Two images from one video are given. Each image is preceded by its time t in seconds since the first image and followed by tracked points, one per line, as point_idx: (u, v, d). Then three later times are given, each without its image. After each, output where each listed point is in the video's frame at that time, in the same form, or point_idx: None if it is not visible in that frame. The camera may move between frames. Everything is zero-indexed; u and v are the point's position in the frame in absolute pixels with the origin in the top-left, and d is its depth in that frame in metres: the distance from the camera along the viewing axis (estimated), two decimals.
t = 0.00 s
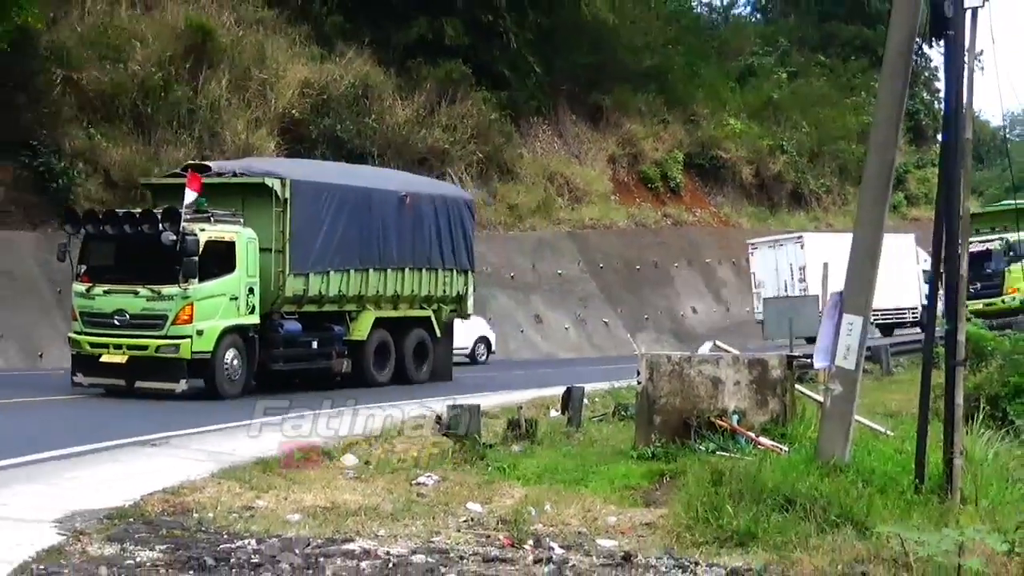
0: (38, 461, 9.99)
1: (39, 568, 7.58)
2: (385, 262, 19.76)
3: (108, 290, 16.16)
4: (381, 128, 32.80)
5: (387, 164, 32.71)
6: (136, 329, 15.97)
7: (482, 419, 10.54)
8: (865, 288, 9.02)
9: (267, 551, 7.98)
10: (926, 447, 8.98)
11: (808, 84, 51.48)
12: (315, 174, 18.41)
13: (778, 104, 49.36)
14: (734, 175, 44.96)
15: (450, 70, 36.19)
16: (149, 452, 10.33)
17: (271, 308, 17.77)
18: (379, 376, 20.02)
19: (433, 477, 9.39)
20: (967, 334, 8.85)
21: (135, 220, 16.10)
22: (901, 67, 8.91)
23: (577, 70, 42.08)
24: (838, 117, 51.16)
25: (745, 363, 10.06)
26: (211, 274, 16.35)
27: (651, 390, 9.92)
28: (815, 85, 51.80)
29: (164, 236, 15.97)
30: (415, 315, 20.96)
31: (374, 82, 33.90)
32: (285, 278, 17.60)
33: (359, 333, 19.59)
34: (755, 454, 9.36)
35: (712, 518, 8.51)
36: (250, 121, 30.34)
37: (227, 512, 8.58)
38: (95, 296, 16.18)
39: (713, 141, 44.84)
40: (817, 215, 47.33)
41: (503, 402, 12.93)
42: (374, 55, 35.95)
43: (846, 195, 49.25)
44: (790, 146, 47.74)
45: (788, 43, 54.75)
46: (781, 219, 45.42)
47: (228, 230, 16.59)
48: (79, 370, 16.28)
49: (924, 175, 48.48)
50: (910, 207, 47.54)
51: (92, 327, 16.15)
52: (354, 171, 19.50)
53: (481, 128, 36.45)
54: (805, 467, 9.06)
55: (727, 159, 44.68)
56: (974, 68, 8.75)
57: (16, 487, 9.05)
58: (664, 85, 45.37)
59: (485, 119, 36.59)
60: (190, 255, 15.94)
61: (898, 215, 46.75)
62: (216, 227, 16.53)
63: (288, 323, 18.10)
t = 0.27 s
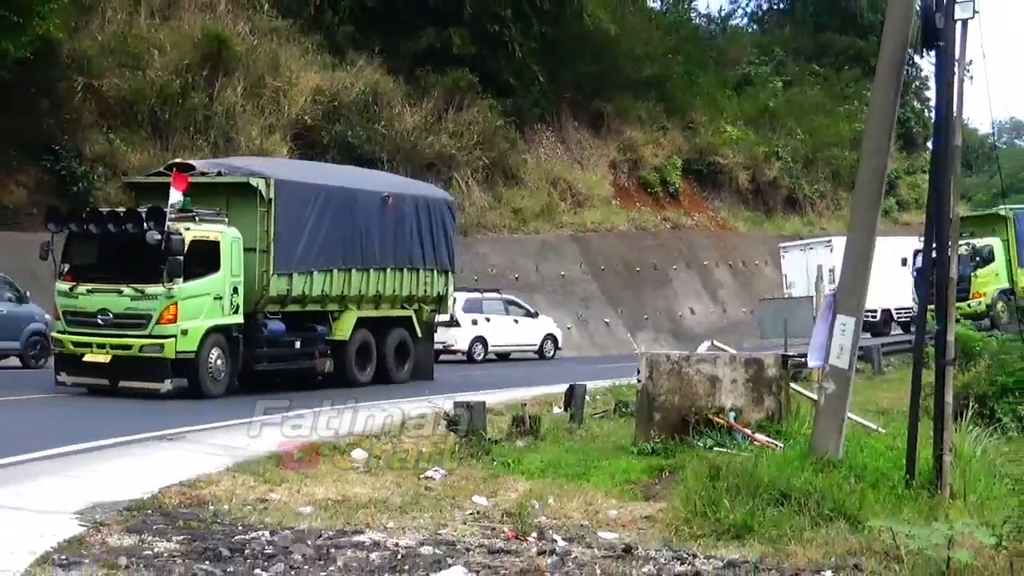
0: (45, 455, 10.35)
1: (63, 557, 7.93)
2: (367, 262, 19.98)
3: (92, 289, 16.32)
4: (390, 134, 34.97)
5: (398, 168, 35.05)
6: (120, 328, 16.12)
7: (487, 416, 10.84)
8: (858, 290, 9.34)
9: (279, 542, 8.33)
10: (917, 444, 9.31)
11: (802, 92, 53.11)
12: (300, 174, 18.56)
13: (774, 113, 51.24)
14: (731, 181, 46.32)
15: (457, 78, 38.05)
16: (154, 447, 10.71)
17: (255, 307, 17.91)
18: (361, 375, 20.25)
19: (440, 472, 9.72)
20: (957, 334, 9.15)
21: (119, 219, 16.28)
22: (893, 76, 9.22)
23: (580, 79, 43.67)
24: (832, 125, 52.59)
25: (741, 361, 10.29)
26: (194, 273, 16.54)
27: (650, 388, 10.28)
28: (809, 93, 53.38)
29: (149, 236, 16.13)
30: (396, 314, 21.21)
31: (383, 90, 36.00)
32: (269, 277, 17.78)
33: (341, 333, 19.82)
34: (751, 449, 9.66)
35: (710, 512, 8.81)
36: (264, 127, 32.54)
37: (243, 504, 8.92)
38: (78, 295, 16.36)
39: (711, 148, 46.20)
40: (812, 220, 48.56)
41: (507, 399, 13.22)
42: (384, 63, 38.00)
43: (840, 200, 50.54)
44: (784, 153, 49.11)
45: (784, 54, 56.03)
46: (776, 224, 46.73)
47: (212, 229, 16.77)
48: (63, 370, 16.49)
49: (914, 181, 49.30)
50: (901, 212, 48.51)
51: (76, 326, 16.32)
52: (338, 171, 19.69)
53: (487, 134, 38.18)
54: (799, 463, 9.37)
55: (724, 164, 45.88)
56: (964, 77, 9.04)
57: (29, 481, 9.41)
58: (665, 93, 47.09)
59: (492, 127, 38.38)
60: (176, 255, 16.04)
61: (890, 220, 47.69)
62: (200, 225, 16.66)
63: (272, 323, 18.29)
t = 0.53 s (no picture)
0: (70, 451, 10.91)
1: (90, 548, 8.38)
2: (351, 264, 20.25)
3: (77, 289, 16.39)
4: (405, 144, 36.14)
5: (411, 177, 36.14)
6: (104, 328, 16.19)
7: (495, 414, 11.27)
8: (852, 293, 9.71)
9: (297, 534, 8.74)
10: (908, 442, 9.71)
11: (799, 104, 53.95)
12: (286, 176, 18.89)
13: (772, 124, 51.87)
14: (731, 189, 46.99)
15: (468, 90, 39.21)
16: (170, 444, 11.24)
17: (240, 308, 18.09)
18: (344, 376, 20.51)
19: (451, 467, 10.14)
20: (948, 337, 9.54)
21: (105, 219, 16.35)
22: (887, 88, 9.61)
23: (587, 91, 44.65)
24: (827, 136, 52.83)
25: (738, 363, 10.69)
26: (179, 274, 16.65)
27: (653, 388, 10.63)
28: (806, 105, 54.20)
29: (136, 235, 16.20)
30: (378, 316, 21.55)
31: (398, 101, 36.92)
32: (256, 278, 18.00)
33: (325, 334, 20.12)
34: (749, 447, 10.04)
35: (710, 507, 9.19)
36: (284, 137, 33.64)
37: (264, 497, 9.34)
38: (63, 295, 16.43)
39: (711, 158, 46.94)
40: (808, 228, 48.97)
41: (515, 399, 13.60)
42: (398, 76, 38.94)
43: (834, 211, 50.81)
44: (782, 162, 49.57)
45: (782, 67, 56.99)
46: (775, 231, 47.33)
47: (199, 230, 16.95)
48: (47, 370, 16.54)
49: (907, 190, 49.96)
50: (893, 220, 49.19)
51: (61, 327, 16.39)
52: (324, 174, 20.03)
53: (497, 145, 39.05)
54: (796, 459, 9.75)
55: (724, 173, 46.64)
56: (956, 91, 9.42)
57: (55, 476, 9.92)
58: (667, 105, 48.09)
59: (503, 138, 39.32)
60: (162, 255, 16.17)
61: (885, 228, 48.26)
62: (187, 227, 16.84)
63: (257, 324, 18.52)
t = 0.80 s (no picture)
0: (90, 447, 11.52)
1: (122, 537, 8.84)
2: (340, 264, 20.31)
3: (67, 288, 16.35)
4: (421, 150, 36.99)
5: (425, 184, 36.83)
6: (95, 327, 16.13)
7: (507, 410, 11.71)
8: (850, 293, 10.12)
9: (318, 523, 9.15)
10: (904, 437, 10.12)
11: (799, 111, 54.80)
12: (278, 176, 18.86)
13: (773, 131, 52.62)
14: (733, 194, 47.57)
15: (481, 99, 40.05)
16: (183, 438, 11.88)
17: (229, 308, 18.09)
18: (333, 377, 20.50)
19: (465, 460, 10.58)
20: (941, 335, 9.94)
21: (96, 218, 16.38)
22: (882, 98, 10.04)
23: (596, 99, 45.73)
24: (824, 143, 53.41)
25: (739, 361, 11.13)
26: (171, 273, 16.65)
27: (658, 385, 11.03)
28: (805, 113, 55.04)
29: (127, 233, 16.25)
30: (365, 316, 21.61)
31: (414, 110, 37.91)
32: (246, 278, 17.98)
33: (315, 334, 20.07)
34: (750, 441, 10.43)
35: (713, 498, 9.61)
36: (305, 144, 34.49)
37: (287, 488, 9.78)
38: (53, 293, 16.37)
39: (715, 163, 47.57)
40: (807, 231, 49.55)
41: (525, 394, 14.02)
42: (414, 86, 40.00)
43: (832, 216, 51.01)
44: (782, 169, 50.25)
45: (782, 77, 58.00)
46: (775, 233, 47.96)
47: (191, 229, 16.98)
48: (35, 369, 16.43)
49: (902, 195, 50.56)
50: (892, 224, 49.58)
51: (51, 326, 16.31)
52: (316, 174, 20.05)
53: (509, 154, 39.79)
54: (795, 454, 10.16)
55: (727, 179, 47.28)
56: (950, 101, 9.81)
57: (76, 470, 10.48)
58: (672, 112, 49.04)
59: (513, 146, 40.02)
60: (154, 254, 16.16)
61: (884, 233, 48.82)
62: (178, 226, 16.88)
63: (247, 325, 18.48)
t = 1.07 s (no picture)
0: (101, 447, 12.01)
1: (150, 529, 9.25)
2: (337, 265, 20.43)
3: (62, 289, 15.85)
4: (439, 157, 37.77)
5: (443, 189, 37.74)
6: (92, 329, 15.68)
7: (521, 406, 12.13)
8: (853, 293, 10.48)
9: (340, 516, 9.53)
10: (904, 433, 10.48)
11: (802, 119, 55.98)
12: (274, 177, 18.84)
13: (777, 139, 53.84)
14: (739, 199, 48.79)
15: (496, 107, 41.05)
16: (186, 442, 12.48)
17: (227, 309, 17.91)
18: (328, 377, 20.46)
19: (482, 454, 10.98)
20: (940, 333, 10.29)
21: (93, 217, 15.93)
22: (884, 105, 10.41)
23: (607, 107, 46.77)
24: (828, 150, 54.84)
25: (744, 359, 11.47)
26: (169, 274, 16.30)
27: (667, 381, 11.41)
28: (808, 121, 56.14)
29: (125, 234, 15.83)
30: (361, 316, 21.67)
31: (432, 120, 38.90)
32: (244, 280, 17.85)
33: (311, 335, 20.03)
34: (756, 437, 10.78)
35: (720, 491, 9.97)
36: (327, 150, 35.47)
37: (310, 482, 10.18)
38: (48, 295, 15.88)
39: (721, 169, 48.70)
40: (811, 234, 50.87)
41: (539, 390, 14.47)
42: (432, 95, 40.90)
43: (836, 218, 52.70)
44: (787, 174, 51.42)
45: (785, 86, 59.17)
46: (778, 237, 49.09)
47: (189, 230, 16.67)
48: (30, 370, 15.97)
49: (902, 199, 51.29)
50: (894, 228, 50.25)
51: (46, 327, 15.82)
52: (311, 175, 20.13)
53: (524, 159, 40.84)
54: (800, 448, 10.52)
55: (733, 184, 48.41)
56: (949, 109, 10.17)
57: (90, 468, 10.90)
58: (681, 119, 50.24)
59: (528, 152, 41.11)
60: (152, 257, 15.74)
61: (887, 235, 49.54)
62: (176, 226, 16.54)
63: (244, 326, 18.32)
